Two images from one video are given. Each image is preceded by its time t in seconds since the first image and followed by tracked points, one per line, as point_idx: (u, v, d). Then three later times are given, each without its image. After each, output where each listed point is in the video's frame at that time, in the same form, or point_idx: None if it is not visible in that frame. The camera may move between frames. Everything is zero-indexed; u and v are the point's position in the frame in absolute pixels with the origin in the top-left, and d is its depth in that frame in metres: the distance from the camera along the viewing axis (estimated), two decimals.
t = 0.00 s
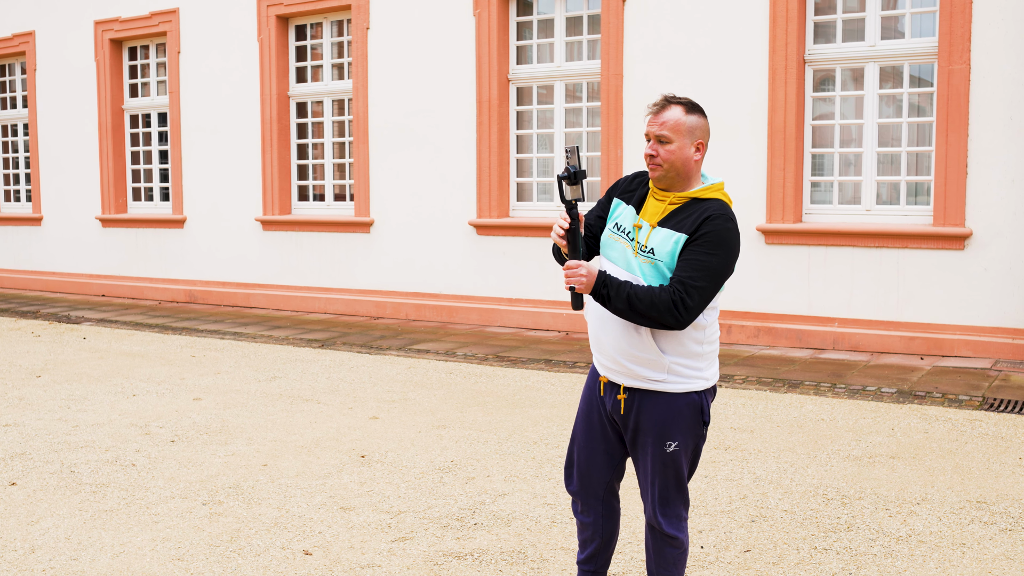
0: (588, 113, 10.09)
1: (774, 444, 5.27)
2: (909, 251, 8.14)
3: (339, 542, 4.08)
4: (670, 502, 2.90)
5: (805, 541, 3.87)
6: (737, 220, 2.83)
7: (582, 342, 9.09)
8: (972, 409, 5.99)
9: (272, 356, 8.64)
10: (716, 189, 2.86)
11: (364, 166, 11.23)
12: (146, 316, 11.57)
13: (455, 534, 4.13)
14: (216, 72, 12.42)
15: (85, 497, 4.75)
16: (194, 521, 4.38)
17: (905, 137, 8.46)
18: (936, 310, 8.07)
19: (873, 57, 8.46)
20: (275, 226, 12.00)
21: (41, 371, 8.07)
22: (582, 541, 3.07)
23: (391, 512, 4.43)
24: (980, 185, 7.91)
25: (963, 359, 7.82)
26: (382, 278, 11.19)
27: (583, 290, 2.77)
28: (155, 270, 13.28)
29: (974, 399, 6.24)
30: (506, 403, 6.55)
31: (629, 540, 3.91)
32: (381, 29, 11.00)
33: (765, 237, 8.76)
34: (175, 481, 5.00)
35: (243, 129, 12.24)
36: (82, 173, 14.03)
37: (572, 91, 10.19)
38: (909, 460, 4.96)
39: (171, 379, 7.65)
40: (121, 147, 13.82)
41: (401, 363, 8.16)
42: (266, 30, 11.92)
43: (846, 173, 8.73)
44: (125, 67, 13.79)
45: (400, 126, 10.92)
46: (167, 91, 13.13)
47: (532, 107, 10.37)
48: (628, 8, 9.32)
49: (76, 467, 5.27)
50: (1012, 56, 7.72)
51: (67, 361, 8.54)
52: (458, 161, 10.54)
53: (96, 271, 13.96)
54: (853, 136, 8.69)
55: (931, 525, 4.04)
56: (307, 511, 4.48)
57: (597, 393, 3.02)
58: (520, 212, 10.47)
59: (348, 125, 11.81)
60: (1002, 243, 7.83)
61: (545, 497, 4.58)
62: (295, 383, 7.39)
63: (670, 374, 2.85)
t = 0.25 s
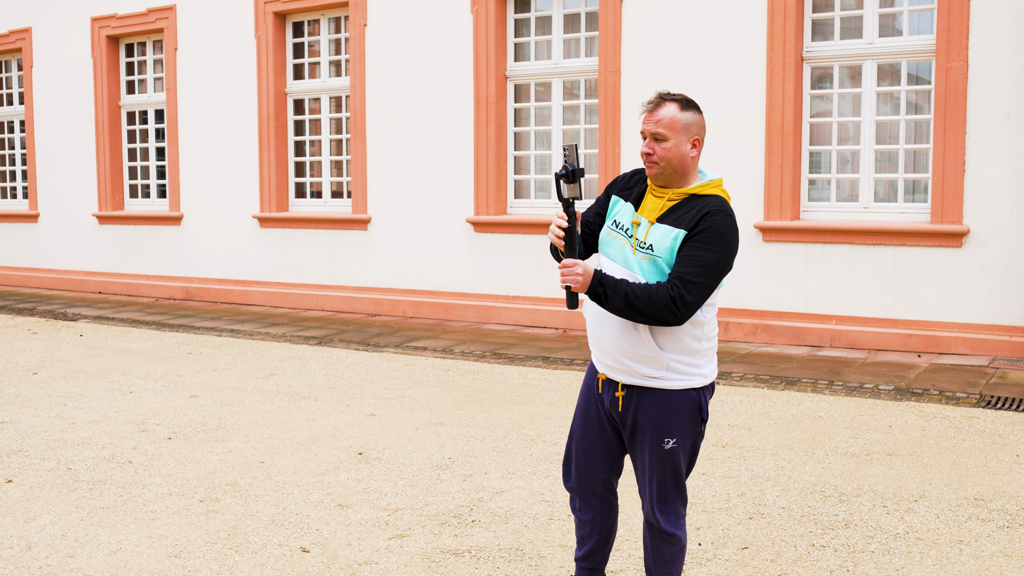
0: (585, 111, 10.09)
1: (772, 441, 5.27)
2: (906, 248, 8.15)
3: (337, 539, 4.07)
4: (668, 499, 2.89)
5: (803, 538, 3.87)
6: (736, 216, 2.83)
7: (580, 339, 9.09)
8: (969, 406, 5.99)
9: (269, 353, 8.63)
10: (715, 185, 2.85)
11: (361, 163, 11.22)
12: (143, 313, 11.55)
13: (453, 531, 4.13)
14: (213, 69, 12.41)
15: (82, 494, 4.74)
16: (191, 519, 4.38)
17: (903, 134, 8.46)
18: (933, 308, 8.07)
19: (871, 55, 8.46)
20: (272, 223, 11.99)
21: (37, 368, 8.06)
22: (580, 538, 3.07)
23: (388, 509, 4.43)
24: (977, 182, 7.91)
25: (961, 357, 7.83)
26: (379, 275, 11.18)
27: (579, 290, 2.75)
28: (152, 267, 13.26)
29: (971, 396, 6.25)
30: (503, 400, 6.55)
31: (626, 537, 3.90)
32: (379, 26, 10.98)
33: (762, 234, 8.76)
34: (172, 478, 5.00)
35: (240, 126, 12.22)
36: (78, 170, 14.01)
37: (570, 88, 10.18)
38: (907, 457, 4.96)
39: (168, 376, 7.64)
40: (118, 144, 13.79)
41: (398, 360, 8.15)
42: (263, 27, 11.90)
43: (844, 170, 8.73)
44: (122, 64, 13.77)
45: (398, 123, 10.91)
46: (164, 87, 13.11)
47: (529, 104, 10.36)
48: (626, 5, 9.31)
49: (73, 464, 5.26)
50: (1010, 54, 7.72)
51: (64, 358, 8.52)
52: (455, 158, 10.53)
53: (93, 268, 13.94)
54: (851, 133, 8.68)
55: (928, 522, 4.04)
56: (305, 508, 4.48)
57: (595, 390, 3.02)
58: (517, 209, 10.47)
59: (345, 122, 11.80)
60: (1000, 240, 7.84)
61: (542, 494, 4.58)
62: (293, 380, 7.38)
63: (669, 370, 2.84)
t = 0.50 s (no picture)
0: (583, 109, 10.08)
1: (769, 439, 5.27)
2: (904, 247, 8.15)
3: (334, 537, 4.07)
4: (666, 497, 2.89)
5: (800, 536, 3.87)
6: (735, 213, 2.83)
7: (577, 337, 9.09)
8: (966, 404, 5.99)
9: (266, 351, 8.62)
10: (713, 182, 2.85)
11: (358, 161, 11.21)
12: (140, 311, 11.53)
13: (451, 530, 4.12)
14: (210, 66, 12.38)
15: (78, 493, 4.73)
16: (188, 517, 4.37)
17: (900, 133, 8.46)
18: (930, 306, 8.07)
19: (868, 53, 8.46)
20: (269, 221, 11.97)
21: (34, 366, 8.04)
22: (578, 537, 3.07)
23: (386, 508, 4.42)
24: (975, 180, 7.91)
25: (958, 355, 7.84)
26: (376, 273, 11.17)
27: (574, 282, 2.75)
28: (149, 265, 13.24)
29: (968, 394, 6.25)
30: (500, 398, 6.55)
31: (624, 536, 3.90)
32: (376, 24, 10.97)
33: (760, 233, 8.75)
34: (169, 476, 4.99)
35: (237, 124, 12.20)
36: (75, 168, 13.98)
37: (567, 86, 10.17)
38: (904, 455, 4.96)
39: (165, 374, 7.63)
40: (114, 141, 13.77)
41: (396, 358, 8.14)
42: (260, 24, 11.88)
43: (841, 169, 8.73)
44: (118, 61, 13.74)
45: (395, 121, 10.89)
46: (161, 85, 13.08)
47: (527, 103, 10.35)
48: (624, 3, 9.30)
49: (69, 462, 5.25)
50: (1008, 52, 7.72)
51: (60, 356, 8.51)
52: (453, 156, 10.52)
53: (89, 266, 13.92)
54: (849, 132, 8.68)
55: (926, 520, 4.04)
56: (302, 506, 4.47)
57: (593, 388, 3.01)
58: (514, 207, 10.46)
59: (342, 120, 11.79)
60: (997, 238, 7.84)
61: (540, 492, 4.57)
62: (290, 378, 7.37)
63: (667, 368, 2.84)
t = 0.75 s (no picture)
0: (580, 109, 10.07)
1: (768, 440, 5.27)
2: (901, 247, 8.15)
3: (332, 538, 4.06)
4: (665, 498, 2.88)
5: (799, 536, 3.86)
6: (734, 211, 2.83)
7: (575, 337, 9.08)
8: (964, 404, 5.99)
9: (264, 351, 8.61)
10: (711, 182, 2.85)
11: (356, 162, 11.20)
12: (137, 311, 11.52)
13: (449, 530, 4.11)
14: (208, 66, 12.37)
15: (76, 493, 4.72)
16: (186, 518, 4.36)
17: (898, 133, 8.46)
18: (928, 306, 8.07)
19: (866, 53, 8.46)
20: (267, 221, 11.96)
21: (31, 367, 8.03)
22: (576, 537, 3.06)
23: (384, 508, 4.41)
24: (973, 180, 7.91)
25: (956, 355, 7.84)
26: (374, 273, 11.16)
27: (571, 277, 2.74)
28: (147, 266, 13.23)
29: (967, 394, 6.25)
30: (498, 398, 6.54)
31: (622, 536, 3.89)
32: (374, 24, 10.96)
33: (758, 232, 8.75)
34: (167, 477, 4.98)
35: (235, 125, 12.19)
36: (72, 168, 13.97)
37: (565, 86, 10.16)
38: (902, 455, 4.96)
39: (162, 374, 7.61)
40: (112, 142, 13.75)
41: (393, 358, 8.14)
42: (258, 24, 11.87)
43: (839, 169, 8.72)
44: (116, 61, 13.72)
45: (392, 122, 10.89)
46: (159, 85, 13.07)
47: (525, 103, 10.35)
48: (622, 3, 9.30)
49: (67, 463, 5.24)
50: (1005, 52, 7.72)
51: (58, 357, 8.50)
52: (450, 156, 10.51)
53: (87, 266, 13.90)
54: (847, 132, 8.68)
55: (924, 520, 4.04)
56: (300, 507, 4.46)
57: (592, 389, 3.00)
58: (512, 208, 10.46)
59: (340, 120, 11.78)
60: (995, 238, 7.84)
61: (538, 493, 4.57)
62: (287, 378, 7.36)
63: (666, 369, 2.83)
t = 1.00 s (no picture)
0: (579, 109, 10.06)
1: (767, 440, 5.26)
2: (901, 247, 8.14)
3: (331, 540, 4.05)
4: (665, 499, 2.88)
5: (799, 537, 3.86)
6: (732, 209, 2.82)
7: (575, 338, 9.08)
8: (964, 405, 5.99)
9: (263, 352, 8.61)
10: (708, 180, 2.85)
11: (355, 162, 11.20)
12: (136, 312, 11.51)
13: (448, 531, 4.11)
14: (207, 68, 12.37)
15: (75, 495, 4.72)
16: (184, 519, 4.36)
17: (897, 133, 8.46)
18: (928, 307, 8.07)
19: (865, 53, 8.46)
20: (266, 222, 11.95)
21: (30, 368, 8.03)
22: (576, 538, 3.06)
23: (383, 509, 4.41)
24: (971, 181, 7.91)
25: (955, 355, 7.83)
26: (373, 274, 11.15)
27: (569, 282, 2.72)
28: (146, 267, 13.22)
29: (967, 395, 6.24)
30: (497, 399, 6.54)
31: (622, 537, 3.89)
32: (373, 25, 10.96)
33: (757, 233, 8.75)
34: (166, 478, 4.97)
35: (234, 126, 12.19)
36: (71, 169, 13.96)
37: (564, 87, 10.16)
38: (902, 456, 4.95)
39: (162, 376, 7.61)
40: (111, 143, 13.74)
41: (393, 359, 8.13)
42: (256, 25, 11.86)
43: (838, 169, 8.72)
44: (115, 62, 13.72)
45: (391, 122, 10.89)
46: (158, 86, 13.06)
47: (524, 103, 10.35)
48: (620, 4, 9.29)
49: (66, 464, 5.23)
50: (1004, 52, 7.73)
51: (57, 358, 8.49)
52: (450, 157, 10.51)
53: (86, 267, 13.89)
54: (846, 132, 8.67)
55: (924, 521, 4.03)
56: (299, 508, 4.46)
57: (592, 389, 3.00)
58: (511, 209, 10.45)
59: (339, 121, 11.77)
60: (994, 238, 7.83)
61: (537, 494, 4.56)
62: (287, 379, 7.36)
63: (666, 370, 2.82)
